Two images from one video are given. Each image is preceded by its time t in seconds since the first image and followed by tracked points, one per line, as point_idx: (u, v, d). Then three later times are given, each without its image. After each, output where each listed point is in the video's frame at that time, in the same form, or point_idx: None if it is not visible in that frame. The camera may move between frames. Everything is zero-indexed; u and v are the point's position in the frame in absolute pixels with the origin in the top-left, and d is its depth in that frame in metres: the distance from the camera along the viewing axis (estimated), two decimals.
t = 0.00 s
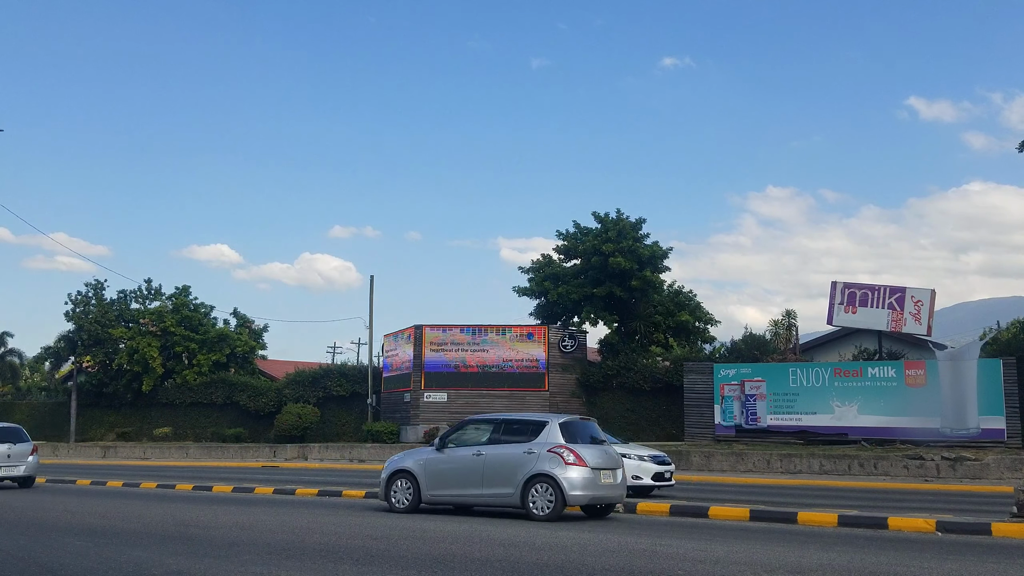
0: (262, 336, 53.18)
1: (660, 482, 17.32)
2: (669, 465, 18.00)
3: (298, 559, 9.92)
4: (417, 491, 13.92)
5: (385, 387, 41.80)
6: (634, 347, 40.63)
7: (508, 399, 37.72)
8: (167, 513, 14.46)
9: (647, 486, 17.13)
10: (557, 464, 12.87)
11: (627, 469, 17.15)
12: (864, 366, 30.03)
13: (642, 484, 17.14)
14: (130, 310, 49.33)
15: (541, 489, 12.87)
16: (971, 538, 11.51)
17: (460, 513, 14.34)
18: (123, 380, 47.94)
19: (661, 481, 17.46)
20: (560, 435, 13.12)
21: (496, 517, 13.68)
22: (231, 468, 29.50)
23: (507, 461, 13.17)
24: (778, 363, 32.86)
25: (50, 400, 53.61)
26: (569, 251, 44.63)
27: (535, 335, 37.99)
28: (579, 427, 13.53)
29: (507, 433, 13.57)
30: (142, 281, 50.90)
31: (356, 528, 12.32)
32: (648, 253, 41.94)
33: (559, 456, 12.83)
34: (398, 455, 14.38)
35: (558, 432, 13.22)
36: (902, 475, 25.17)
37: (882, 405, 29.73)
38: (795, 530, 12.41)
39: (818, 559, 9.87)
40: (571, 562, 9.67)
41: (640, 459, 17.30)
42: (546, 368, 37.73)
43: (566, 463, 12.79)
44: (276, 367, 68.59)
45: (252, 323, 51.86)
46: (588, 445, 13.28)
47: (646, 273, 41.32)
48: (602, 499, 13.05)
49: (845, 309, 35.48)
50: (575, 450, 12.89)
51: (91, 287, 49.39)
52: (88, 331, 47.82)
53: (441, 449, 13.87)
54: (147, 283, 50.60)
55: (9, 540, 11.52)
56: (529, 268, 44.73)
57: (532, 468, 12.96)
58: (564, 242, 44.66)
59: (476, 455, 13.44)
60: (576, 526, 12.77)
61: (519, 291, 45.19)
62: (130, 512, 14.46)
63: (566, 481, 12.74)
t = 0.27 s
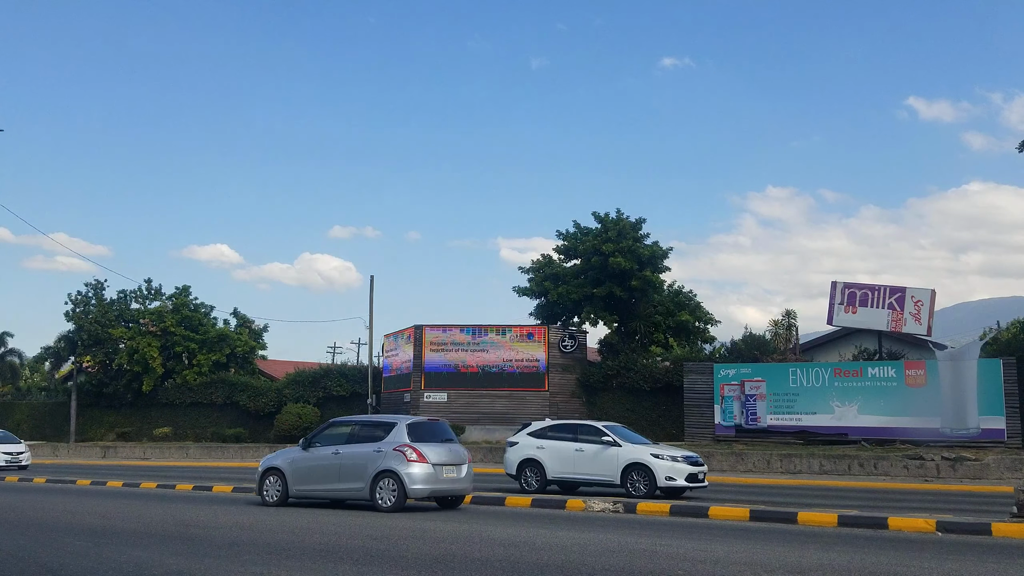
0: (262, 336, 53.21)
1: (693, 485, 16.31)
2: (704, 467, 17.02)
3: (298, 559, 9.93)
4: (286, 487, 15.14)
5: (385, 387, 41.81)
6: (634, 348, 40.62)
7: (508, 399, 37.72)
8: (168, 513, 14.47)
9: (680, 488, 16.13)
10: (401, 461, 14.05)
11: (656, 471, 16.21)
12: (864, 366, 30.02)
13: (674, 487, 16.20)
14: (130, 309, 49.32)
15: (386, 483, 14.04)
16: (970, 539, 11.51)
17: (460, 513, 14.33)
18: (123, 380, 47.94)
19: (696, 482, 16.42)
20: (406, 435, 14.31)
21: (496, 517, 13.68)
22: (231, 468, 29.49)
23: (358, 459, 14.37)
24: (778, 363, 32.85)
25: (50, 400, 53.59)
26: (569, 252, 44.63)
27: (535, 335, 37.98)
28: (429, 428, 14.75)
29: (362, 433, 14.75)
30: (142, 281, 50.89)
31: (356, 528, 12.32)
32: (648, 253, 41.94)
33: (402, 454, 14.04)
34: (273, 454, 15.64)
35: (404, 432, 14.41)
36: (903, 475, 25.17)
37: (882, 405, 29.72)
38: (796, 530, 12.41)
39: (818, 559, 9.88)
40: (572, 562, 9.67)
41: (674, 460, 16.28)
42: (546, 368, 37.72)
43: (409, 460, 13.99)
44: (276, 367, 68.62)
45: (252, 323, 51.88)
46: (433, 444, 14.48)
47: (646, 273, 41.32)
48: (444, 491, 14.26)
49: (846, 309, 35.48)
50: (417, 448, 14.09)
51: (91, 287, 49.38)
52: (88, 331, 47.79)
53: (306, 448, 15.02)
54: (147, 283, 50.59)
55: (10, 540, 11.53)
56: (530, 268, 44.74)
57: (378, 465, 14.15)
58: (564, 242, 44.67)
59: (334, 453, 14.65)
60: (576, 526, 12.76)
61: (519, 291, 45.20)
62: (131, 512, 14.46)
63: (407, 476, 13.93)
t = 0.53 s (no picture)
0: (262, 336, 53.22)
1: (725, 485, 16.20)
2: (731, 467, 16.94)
3: (299, 559, 9.94)
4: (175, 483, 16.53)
5: (385, 387, 41.81)
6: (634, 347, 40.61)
7: (508, 399, 37.72)
8: (167, 513, 14.47)
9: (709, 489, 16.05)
10: (271, 459, 15.39)
11: (686, 471, 16.14)
12: (864, 366, 30.02)
13: (704, 487, 16.12)
14: (130, 309, 49.31)
15: (257, 479, 15.40)
16: (970, 538, 11.51)
17: (461, 513, 14.32)
18: (124, 380, 47.94)
19: (725, 483, 16.36)
20: (277, 435, 15.62)
21: (497, 517, 13.68)
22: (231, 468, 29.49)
23: (236, 457, 15.74)
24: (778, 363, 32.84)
25: (50, 400, 53.56)
26: (569, 252, 44.62)
27: (535, 335, 37.98)
28: (303, 428, 16.07)
29: (240, 432, 16.10)
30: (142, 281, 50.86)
31: (357, 528, 12.31)
32: (648, 253, 41.93)
33: (272, 453, 15.37)
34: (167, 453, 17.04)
35: (277, 432, 15.70)
36: (903, 475, 25.16)
37: (882, 405, 29.72)
38: (795, 530, 12.41)
39: (817, 559, 9.88)
40: (572, 562, 9.66)
41: (703, 461, 16.20)
42: (546, 368, 37.71)
43: (278, 458, 15.31)
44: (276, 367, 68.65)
45: (252, 323, 51.88)
46: (304, 444, 15.77)
47: (646, 273, 41.30)
48: (313, 486, 15.55)
49: (846, 309, 35.47)
50: (286, 447, 15.40)
51: (91, 287, 49.37)
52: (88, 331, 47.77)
53: (193, 447, 16.42)
54: (147, 283, 50.57)
55: (10, 540, 11.53)
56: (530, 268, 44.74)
57: (252, 463, 15.52)
58: (564, 242, 44.66)
59: (216, 453, 16.04)
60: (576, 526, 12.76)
61: (519, 291, 45.19)
62: (131, 512, 14.46)
63: (276, 472, 15.25)
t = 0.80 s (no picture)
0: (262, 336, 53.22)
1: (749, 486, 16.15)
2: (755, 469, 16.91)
3: (298, 560, 9.94)
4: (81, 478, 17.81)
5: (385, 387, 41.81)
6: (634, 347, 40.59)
7: (508, 399, 37.71)
8: (167, 513, 14.46)
9: (734, 490, 16.00)
10: (161, 458, 16.68)
11: (711, 472, 16.10)
12: (864, 366, 30.01)
13: (729, 489, 16.09)
14: (130, 310, 49.28)
15: (149, 475, 16.69)
16: (970, 539, 11.51)
17: (461, 513, 14.32)
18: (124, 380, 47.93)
19: (749, 484, 16.33)
20: (169, 436, 16.90)
21: (496, 517, 13.67)
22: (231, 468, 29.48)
23: (132, 456, 17.04)
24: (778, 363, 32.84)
25: (50, 400, 53.51)
26: (569, 252, 44.61)
27: (535, 335, 37.99)
28: (196, 429, 17.36)
29: (138, 431, 17.39)
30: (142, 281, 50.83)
31: (356, 528, 12.31)
32: (648, 254, 41.92)
33: (162, 452, 16.66)
34: (78, 451, 18.34)
35: (170, 433, 16.98)
36: (903, 475, 25.16)
37: (882, 405, 29.73)
38: (795, 530, 12.41)
39: (815, 559, 9.88)
40: (571, 563, 9.66)
41: (728, 461, 16.18)
42: (546, 368, 37.71)
43: (167, 457, 16.60)
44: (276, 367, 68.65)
45: (252, 323, 51.88)
46: (195, 444, 17.07)
47: (646, 273, 41.30)
48: (201, 483, 16.85)
49: (846, 309, 35.46)
50: (176, 447, 16.68)
51: (91, 287, 49.37)
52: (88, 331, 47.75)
53: (97, 447, 17.68)
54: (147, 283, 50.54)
55: (11, 540, 11.53)
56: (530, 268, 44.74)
57: (146, 460, 16.82)
58: (564, 242, 44.65)
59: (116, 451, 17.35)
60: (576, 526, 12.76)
61: (519, 291, 45.19)
62: (130, 513, 14.45)
63: (166, 470, 16.53)
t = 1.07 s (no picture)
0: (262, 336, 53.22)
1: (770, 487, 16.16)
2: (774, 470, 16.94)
3: (297, 559, 9.94)
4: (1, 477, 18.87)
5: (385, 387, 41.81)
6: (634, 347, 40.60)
7: (508, 399, 37.70)
8: (167, 513, 14.46)
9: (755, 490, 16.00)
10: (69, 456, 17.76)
11: (732, 473, 16.11)
12: (865, 366, 30.01)
13: (751, 489, 16.08)
14: (130, 310, 49.27)
15: (57, 473, 17.76)
16: (970, 539, 11.51)
17: (461, 513, 14.32)
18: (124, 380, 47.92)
19: (770, 484, 16.36)
20: (77, 435, 17.98)
21: (496, 518, 13.68)
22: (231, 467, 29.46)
23: (43, 455, 18.09)
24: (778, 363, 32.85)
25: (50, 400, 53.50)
26: (569, 252, 44.60)
27: (535, 335, 38.01)
28: (105, 430, 18.45)
29: (51, 432, 18.44)
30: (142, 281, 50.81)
31: (355, 528, 12.32)
32: (648, 254, 41.92)
33: (70, 451, 17.76)
34: None
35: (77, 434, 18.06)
36: (903, 475, 25.17)
37: (882, 405, 29.73)
38: (795, 530, 12.42)
39: (813, 559, 9.87)
40: (571, 562, 9.66)
41: (749, 462, 16.19)
42: (546, 368, 37.70)
43: (74, 455, 17.68)
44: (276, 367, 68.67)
45: (252, 323, 51.89)
46: (102, 443, 18.14)
47: (646, 273, 41.30)
48: (106, 479, 17.88)
49: (846, 309, 35.46)
50: (82, 446, 17.76)
51: (91, 287, 49.36)
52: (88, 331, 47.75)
53: (14, 446, 18.72)
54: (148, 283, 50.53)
55: (10, 540, 11.53)
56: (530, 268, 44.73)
57: (55, 458, 17.89)
58: (564, 242, 44.65)
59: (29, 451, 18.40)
60: (576, 526, 12.76)
61: (519, 291, 45.19)
62: (130, 513, 14.44)
63: (72, 467, 17.61)
